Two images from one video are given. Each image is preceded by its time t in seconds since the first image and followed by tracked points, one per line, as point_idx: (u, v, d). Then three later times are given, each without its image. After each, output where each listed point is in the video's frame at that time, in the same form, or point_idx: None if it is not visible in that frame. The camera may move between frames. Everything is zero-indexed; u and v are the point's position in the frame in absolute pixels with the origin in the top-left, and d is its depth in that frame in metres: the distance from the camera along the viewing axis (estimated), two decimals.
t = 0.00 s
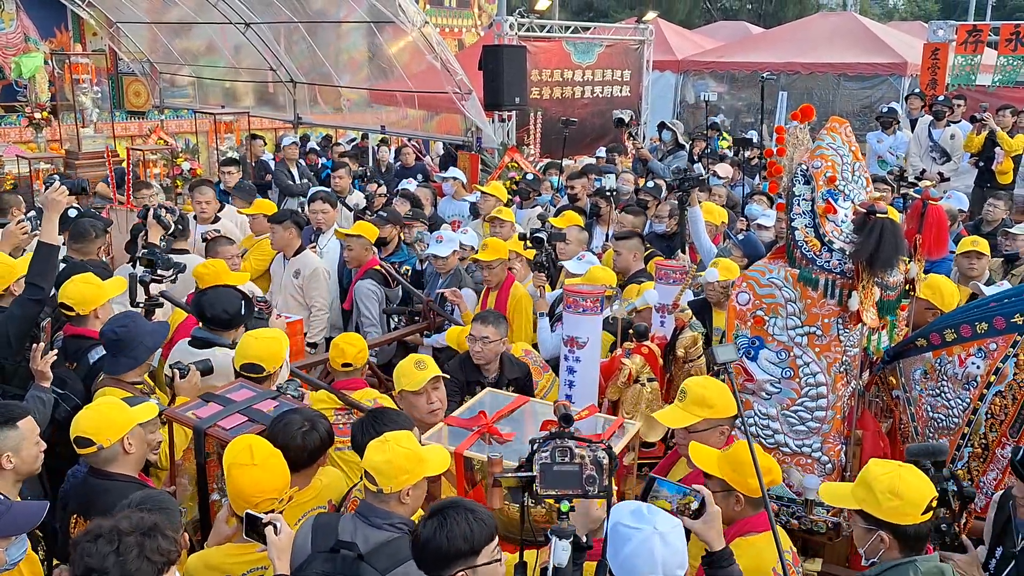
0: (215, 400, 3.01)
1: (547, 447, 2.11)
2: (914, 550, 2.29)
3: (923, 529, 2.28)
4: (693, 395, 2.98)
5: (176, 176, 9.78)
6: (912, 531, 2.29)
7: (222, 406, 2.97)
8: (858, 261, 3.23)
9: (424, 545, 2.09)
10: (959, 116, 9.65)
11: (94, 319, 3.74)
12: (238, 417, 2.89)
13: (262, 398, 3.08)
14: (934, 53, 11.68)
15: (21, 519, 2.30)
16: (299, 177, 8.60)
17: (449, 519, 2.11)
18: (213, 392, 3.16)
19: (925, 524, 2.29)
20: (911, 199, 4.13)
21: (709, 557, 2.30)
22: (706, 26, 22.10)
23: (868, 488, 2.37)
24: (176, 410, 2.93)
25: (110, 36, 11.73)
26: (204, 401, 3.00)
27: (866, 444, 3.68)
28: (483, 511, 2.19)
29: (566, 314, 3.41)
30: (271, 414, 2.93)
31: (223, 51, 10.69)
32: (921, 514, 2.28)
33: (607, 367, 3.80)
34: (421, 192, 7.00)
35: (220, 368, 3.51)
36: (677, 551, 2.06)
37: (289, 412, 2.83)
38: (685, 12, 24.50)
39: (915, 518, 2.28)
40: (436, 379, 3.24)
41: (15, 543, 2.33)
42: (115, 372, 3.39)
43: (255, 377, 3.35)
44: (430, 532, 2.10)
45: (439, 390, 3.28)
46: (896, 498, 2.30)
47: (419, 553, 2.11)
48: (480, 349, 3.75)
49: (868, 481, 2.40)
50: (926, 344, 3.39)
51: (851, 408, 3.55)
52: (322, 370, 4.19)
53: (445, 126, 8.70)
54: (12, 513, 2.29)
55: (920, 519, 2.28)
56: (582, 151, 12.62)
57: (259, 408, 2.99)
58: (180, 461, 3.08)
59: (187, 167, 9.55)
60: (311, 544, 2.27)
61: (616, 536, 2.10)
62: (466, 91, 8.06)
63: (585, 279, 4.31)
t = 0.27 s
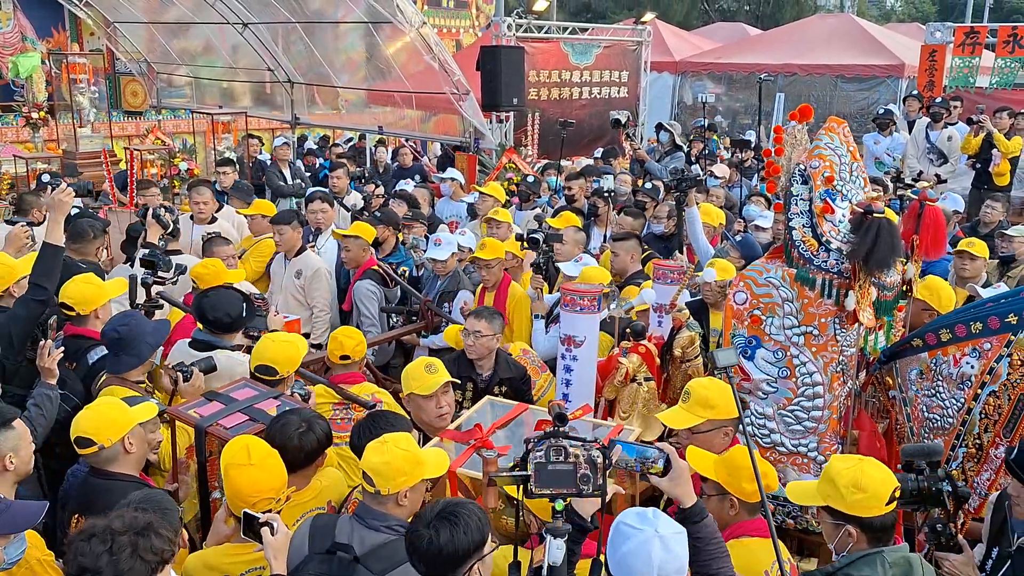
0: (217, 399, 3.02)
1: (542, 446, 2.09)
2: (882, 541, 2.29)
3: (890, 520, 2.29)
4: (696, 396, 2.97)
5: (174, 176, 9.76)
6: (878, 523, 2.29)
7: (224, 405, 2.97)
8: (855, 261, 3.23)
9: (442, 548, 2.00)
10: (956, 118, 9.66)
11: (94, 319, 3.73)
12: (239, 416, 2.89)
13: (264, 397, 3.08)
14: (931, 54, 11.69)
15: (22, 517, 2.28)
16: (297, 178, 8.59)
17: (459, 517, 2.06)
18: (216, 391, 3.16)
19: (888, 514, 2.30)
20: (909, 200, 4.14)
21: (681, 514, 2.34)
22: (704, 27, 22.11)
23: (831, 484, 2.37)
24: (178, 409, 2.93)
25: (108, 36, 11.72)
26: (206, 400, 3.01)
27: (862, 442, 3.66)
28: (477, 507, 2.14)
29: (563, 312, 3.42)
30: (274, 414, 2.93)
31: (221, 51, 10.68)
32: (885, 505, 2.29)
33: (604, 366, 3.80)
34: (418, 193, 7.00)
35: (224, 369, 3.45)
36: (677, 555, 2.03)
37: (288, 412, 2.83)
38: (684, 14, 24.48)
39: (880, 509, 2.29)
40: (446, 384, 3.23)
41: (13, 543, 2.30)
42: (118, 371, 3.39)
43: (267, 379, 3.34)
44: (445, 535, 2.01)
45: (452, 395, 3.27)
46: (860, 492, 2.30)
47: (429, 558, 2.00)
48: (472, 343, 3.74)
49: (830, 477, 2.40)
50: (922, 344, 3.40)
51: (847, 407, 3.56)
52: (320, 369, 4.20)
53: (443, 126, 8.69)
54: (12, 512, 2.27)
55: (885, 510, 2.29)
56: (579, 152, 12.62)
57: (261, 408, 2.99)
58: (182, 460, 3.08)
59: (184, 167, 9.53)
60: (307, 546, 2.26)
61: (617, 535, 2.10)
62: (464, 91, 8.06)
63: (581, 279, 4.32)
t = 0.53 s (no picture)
0: (224, 397, 3.03)
1: (539, 446, 2.05)
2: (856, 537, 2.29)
3: (863, 514, 2.31)
4: (689, 394, 2.97)
5: (172, 177, 9.76)
6: (850, 517, 2.30)
7: (230, 403, 2.98)
8: (854, 261, 3.22)
9: (455, 545, 2.00)
10: (955, 118, 9.66)
11: (100, 320, 3.73)
12: (244, 415, 2.89)
13: (270, 397, 3.08)
14: (930, 55, 11.69)
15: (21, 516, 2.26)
16: (295, 178, 8.59)
17: (460, 513, 2.06)
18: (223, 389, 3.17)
19: (863, 510, 2.31)
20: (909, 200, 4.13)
21: (675, 513, 2.32)
22: (703, 28, 22.12)
23: (807, 481, 2.38)
24: (184, 406, 2.93)
25: (107, 37, 11.72)
26: (213, 399, 3.01)
27: (861, 445, 3.62)
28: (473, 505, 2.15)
29: (562, 312, 3.42)
30: (278, 413, 2.93)
31: (219, 51, 10.68)
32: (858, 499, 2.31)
33: (602, 366, 3.80)
34: (417, 193, 7.00)
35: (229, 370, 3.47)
36: (669, 559, 2.00)
37: (291, 412, 2.83)
38: (683, 14, 24.39)
39: (852, 504, 2.30)
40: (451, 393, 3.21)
41: (15, 540, 2.28)
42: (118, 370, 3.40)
43: (276, 379, 3.35)
44: (452, 533, 2.01)
45: (452, 401, 3.24)
46: (833, 485, 2.31)
47: (435, 558, 1.99)
48: (465, 340, 3.75)
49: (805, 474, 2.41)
50: (922, 345, 3.42)
51: (846, 408, 3.56)
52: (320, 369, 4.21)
53: (442, 127, 8.69)
54: (13, 509, 2.26)
55: (858, 505, 2.30)
56: (578, 153, 12.63)
57: (267, 407, 2.99)
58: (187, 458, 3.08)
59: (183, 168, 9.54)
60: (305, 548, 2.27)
61: (611, 538, 2.09)
62: (462, 92, 8.05)
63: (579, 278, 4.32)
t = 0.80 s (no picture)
0: (226, 399, 3.03)
1: (537, 448, 2.07)
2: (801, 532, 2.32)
3: (809, 510, 2.33)
4: (684, 390, 2.97)
5: (171, 179, 9.76)
6: (795, 511, 2.32)
7: (232, 404, 2.98)
8: (852, 260, 3.22)
9: (454, 546, 2.00)
10: (954, 116, 9.66)
11: (106, 324, 3.74)
12: (246, 416, 2.89)
13: (272, 398, 3.08)
14: (929, 53, 11.69)
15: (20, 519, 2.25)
16: (293, 180, 8.58)
17: (456, 514, 2.06)
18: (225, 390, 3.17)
19: (809, 504, 2.33)
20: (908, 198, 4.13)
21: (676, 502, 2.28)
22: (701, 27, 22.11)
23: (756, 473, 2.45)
24: (187, 408, 2.93)
25: (105, 40, 11.71)
26: (215, 400, 3.02)
27: (860, 447, 3.58)
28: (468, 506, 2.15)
29: (560, 313, 3.42)
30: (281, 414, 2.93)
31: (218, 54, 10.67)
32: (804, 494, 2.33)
33: (601, 365, 3.80)
34: (416, 194, 7.00)
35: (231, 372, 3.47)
36: (657, 554, 2.03)
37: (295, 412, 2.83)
38: (682, 13, 24.40)
39: (797, 498, 2.32)
40: (453, 398, 3.20)
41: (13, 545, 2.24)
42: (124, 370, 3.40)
43: (281, 380, 3.33)
44: (449, 534, 2.01)
45: (454, 406, 3.23)
46: (778, 478, 2.35)
47: (432, 559, 1.99)
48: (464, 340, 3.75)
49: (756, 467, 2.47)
50: (923, 345, 3.42)
51: (845, 408, 3.55)
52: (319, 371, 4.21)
53: (440, 128, 8.69)
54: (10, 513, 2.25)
55: (802, 499, 2.32)
56: (577, 153, 12.63)
57: (269, 408, 2.99)
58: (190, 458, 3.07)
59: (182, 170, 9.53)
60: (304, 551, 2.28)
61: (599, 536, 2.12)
62: (460, 93, 8.03)
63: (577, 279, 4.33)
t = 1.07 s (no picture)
0: (223, 402, 3.03)
1: (532, 451, 2.08)
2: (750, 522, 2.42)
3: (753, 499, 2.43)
4: (681, 385, 3.02)
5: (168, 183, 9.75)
6: (739, 501, 2.42)
7: (229, 408, 2.98)
8: (846, 259, 3.23)
9: (438, 550, 1.99)
10: (950, 113, 9.67)
11: (102, 330, 3.74)
12: (243, 419, 2.89)
13: (269, 401, 3.09)
14: (925, 50, 11.70)
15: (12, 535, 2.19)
16: (292, 183, 8.59)
17: (446, 518, 2.06)
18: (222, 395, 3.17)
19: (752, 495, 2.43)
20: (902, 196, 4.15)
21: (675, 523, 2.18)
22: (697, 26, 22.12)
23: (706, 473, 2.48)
24: (184, 412, 2.94)
25: (100, 44, 11.69)
26: (211, 404, 3.02)
27: (857, 443, 3.61)
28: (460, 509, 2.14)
29: (556, 313, 3.41)
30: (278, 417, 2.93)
31: (213, 57, 10.66)
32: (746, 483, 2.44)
33: (599, 364, 3.81)
34: (412, 196, 7.00)
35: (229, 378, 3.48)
36: (642, 547, 2.07)
37: (291, 415, 2.83)
38: (678, 12, 24.41)
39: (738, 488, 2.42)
40: (454, 404, 3.22)
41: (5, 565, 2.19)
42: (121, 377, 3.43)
43: (285, 385, 3.33)
44: (435, 537, 2.00)
45: (455, 411, 3.24)
46: (723, 469, 2.43)
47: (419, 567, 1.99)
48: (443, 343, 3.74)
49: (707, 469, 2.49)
50: (917, 342, 3.36)
51: (842, 405, 3.54)
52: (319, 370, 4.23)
53: (436, 130, 8.69)
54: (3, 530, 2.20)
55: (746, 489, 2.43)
56: (574, 154, 12.64)
57: (266, 411, 3.00)
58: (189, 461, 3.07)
59: (178, 174, 9.52)
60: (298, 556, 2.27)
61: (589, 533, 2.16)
62: (457, 94, 8.03)
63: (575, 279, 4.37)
